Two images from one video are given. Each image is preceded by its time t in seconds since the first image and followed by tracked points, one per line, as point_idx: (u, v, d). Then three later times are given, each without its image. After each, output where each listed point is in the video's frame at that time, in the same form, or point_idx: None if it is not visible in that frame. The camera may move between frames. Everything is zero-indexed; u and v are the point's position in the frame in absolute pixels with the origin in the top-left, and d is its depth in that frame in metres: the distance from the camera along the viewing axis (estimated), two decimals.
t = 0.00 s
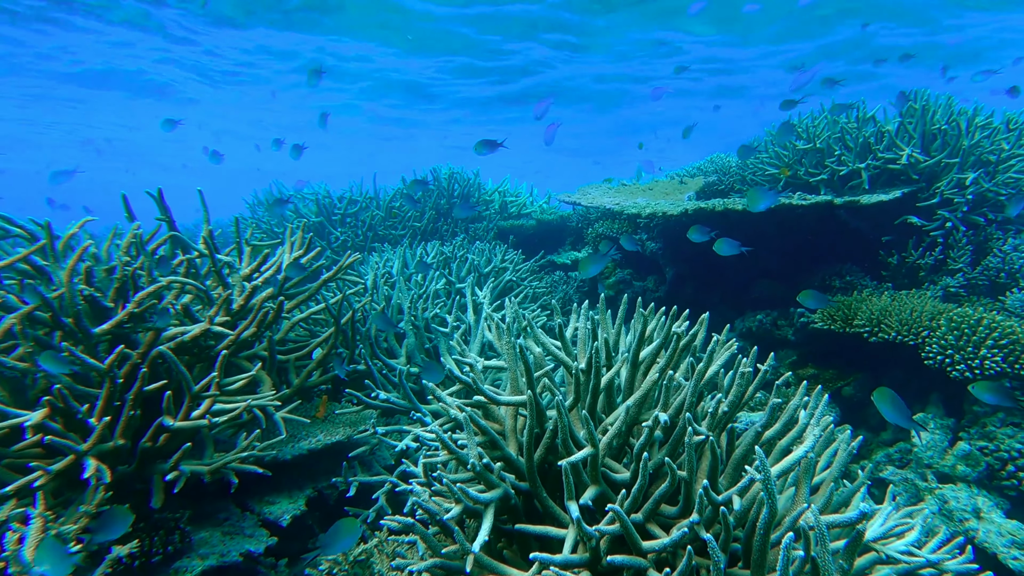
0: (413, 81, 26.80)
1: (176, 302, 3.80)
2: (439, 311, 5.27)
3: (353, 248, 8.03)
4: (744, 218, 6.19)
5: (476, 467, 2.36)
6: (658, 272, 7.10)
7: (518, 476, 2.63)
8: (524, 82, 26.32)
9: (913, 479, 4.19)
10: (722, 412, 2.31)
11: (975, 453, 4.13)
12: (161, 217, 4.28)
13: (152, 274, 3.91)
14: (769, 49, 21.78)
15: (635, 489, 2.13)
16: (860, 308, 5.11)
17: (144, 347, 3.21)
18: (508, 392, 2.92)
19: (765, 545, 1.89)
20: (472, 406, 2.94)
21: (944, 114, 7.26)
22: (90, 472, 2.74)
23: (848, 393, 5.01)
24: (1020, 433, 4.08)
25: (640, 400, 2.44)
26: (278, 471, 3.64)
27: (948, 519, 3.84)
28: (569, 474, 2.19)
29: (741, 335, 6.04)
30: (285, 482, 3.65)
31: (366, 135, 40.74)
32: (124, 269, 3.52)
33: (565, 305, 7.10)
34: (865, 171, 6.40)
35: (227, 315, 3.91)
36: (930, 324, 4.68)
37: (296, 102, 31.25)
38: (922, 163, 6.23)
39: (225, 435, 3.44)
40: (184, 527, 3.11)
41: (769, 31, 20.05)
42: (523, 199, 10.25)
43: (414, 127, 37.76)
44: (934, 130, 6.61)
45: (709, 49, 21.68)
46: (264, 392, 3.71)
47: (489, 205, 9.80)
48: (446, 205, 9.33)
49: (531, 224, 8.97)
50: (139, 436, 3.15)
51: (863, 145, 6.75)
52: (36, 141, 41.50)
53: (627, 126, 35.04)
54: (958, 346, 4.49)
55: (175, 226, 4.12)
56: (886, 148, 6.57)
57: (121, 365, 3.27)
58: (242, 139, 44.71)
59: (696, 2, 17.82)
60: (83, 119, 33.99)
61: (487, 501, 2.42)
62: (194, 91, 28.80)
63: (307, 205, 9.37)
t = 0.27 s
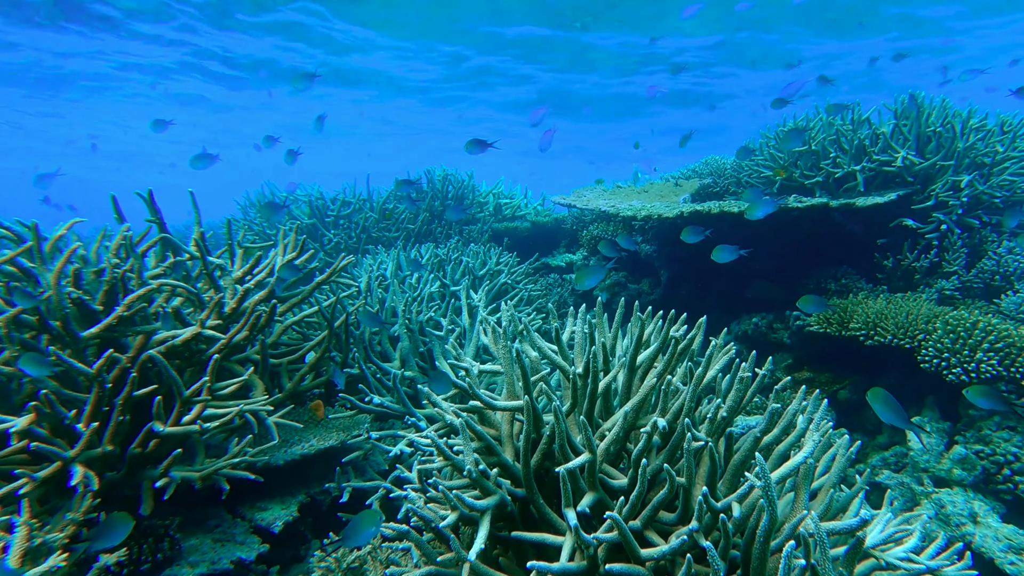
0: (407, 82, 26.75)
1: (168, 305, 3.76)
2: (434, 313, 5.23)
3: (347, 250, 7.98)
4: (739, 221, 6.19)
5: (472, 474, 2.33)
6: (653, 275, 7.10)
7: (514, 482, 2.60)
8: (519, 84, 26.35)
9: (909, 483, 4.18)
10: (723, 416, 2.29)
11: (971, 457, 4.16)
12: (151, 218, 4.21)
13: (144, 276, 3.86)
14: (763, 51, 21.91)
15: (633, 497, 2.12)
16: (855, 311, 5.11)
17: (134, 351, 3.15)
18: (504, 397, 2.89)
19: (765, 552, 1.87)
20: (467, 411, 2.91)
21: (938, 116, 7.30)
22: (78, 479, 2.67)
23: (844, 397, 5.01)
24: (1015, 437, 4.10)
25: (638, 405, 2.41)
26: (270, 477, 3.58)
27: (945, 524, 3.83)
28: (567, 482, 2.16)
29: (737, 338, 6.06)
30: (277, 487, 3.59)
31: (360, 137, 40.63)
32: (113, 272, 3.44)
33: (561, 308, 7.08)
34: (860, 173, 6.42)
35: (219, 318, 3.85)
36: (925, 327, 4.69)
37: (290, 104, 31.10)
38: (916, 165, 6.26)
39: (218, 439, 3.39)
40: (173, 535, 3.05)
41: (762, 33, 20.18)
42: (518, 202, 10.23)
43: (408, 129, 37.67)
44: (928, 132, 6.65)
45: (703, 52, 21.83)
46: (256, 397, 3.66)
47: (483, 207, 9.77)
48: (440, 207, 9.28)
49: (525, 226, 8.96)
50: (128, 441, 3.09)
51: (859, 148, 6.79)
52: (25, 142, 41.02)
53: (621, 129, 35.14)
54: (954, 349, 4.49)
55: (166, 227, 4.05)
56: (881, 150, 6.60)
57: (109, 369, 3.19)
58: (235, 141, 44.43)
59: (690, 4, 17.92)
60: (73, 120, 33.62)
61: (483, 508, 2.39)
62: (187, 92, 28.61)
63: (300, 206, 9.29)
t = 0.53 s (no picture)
0: (404, 83, 26.69)
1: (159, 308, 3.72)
2: (428, 317, 5.21)
3: (341, 253, 7.94)
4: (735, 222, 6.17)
5: (469, 481, 2.29)
6: (648, 277, 7.09)
7: (511, 489, 2.58)
8: (516, 85, 26.33)
9: (905, 487, 4.21)
10: (722, 422, 2.27)
11: (966, 461, 4.17)
12: (142, 220, 4.16)
13: (135, 279, 3.82)
14: (760, 52, 21.95)
15: (632, 504, 2.09)
16: (852, 315, 5.11)
17: (124, 356, 3.10)
18: (501, 402, 2.86)
19: (766, 560, 1.85)
20: (463, 416, 2.88)
21: (934, 119, 7.30)
22: (66, 487, 2.62)
23: (839, 400, 5.00)
24: (1011, 442, 4.09)
25: (636, 411, 2.38)
26: (263, 483, 3.57)
27: (942, 529, 3.85)
28: (565, 488, 2.13)
29: (732, 341, 6.06)
30: (270, 493, 3.57)
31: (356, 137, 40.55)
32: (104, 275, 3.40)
33: (556, 310, 7.06)
34: (856, 176, 6.42)
35: (211, 322, 3.81)
36: (921, 331, 4.67)
37: (286, 105, 31.02)
38: (912, 168, 6.26)
39: (211, 444, 3.37)
40: (164, 543, 3.02)
41: (760, 35, 20.20)
42: (512, 203, 10.21)
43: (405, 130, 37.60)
44: (924, 134, 6.64)
45: (701, 54, 21.85)
46: (249, 403, 3.63)
47: (478, 209, 9.74)
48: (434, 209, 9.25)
49: (519, 228, 8.96)
50: (118, 448, 3.04)
51: (854, 150, 6.78)
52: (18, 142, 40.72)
53: (618, 130, 35.16)
54: (950, 353, 4.47)
55: (157, 230, 4.00)
56: (877, 153, 6.59)
57: (99, 374, 3.14)
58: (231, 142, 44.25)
59: (687, 6, 17.93)
60: (67, 120, 33.40)
61: (480, 515, 2.36)
62: (183, 94, 28.48)
63: (293, 208, 9.24)
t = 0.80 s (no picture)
0: (400, 85, 26.64)
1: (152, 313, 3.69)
2: (424, 320, 5.19)
3: (336, 255, 7.90)
4: (732, 226, 6.15)
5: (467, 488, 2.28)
6: (644, 280, 7.10)
7: (508, 495, 2.57)
8: (513, 87, 26.33)
9: (902, 492, 4.22)
10: (723, 428, 2.25)
11: (963, 465, 4.12)
12: (135, 223, 4.14)
13: (127, 282, 3.77)
14: (756, 55, 22.03)
15: (631, 511, 2.07)
16: (849, 318, 5.12)
17: (116, 360, 3.06)
18: (498, 407, 2.85)
19: (767, 569, 1.83)
20: (461, 422, 2.86)
21: (929, 122, 7.31)
22: (55, 496, 2.58)
23: (836, 403, 5.01)
24: (1009, 446, 4.05)
25: (634, 415, 2.37)
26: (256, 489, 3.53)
27: (940, 535, 3.84)
28: (563, 495, 2.11)
29: (729, 344, 6.05)
30: (264, 498, 3.53)
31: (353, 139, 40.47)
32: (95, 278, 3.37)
33: (552, 313, 7.04)
34: (851, 179, 6.43)
35: (204, 326, 3.80)
36: (919, 334, 4.65)
37: (282, 107, 30.92)
38: (908, 171, 6.23)
39: (205, 450, 3.34)
40: (155, 551, 2.98)
41: (756, 37, 20.27)
42: (507, 205, 10.20)
43: (401, 132, 37.54)
44: (920, 137, 6.64)
45: (697, 56, 21.90)
46: (242, 408, 3.60)
47: (473, 210, 9.73)
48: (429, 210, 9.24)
49: (515, 230, 8.96)
50: (109, 455, 2.99)
51: (850, 153, 6.79)
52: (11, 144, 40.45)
53: (614, 132, 35.22)
54: (947, 356, 4.44)
55: (149, 233, 3.98)
56: (873, 156, 6.59)
57: (90, 380, 3.10)
58: (226, 143, 44.11)
59: (684, 8, 17.97)
60: (61, 122, 33.21)
61: (477, 523, 2.35)
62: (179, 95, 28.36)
63: (287, 209, 9.21)
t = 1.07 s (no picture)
0: (396, 86, 26.57)
1: (142, 317, 3.64)
2: (418, 324, 5.16)
3: (329, 258, 7.83)
4: (728, 229, 6.12)
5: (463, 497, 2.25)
6: (639, 282, 7.07)
7: (505, 503, 2.54)
8: (509, 89, 26.31)
9: (899, 497, 4.19)
10: (721, 434, 2.23)
11: (961, 471, 4.16)
12: (126, 227, 4.09)
13: (117, 287, 3.72)
14: (751, 58, 22.08)
15: (630, 519, 2.05)
16: (846, 321, 5.12)
17: (106, 367, 3.01)
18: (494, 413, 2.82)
19: None
20: (456, 428, 2.83)
21: (924, 125, 7.32)
22: (42, 505, 2.52)
23: (832, 407, 4.99)
24: (1005, 451, 4.13)
25: (632, 422, 2.35)
26: (247, 496, 3.48)
27: (939, 541, 3.76)
28: (562, 504, 2.08)
29: (724, 348, 6.02)
30: (254, 506, 3.49)
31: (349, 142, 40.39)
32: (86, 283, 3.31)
33: (547, 316, 7.01)
34: (847, 182, 6.43)
35: (196, 331, 3.78)
36: (916, 338, 4.64)
37: (278, 108, 30.80)
38: (903, 175, 6.22)
39: (195, 456, 3.30)
40: (144, 561, 2.94)
41: (751, 40, 20.32)
42: (502, 207, 10.16)
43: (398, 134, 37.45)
44: (915, 141, 6.65)
45: (693, 58, 21.93)
46: (234, 414, 3.56)
47: (467, 212, 9.69)
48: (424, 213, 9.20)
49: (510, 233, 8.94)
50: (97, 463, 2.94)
51: (846, 157, 6.74)
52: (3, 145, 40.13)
53: (610, 134, 35.24)
54: (944, 361, 4.48)
55: (140, 236, 3.92)
56: (868, 159, 6.59)
57: (78, 387, 3.04)
58: (221, 144, 43.91)
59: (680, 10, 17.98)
60: (53, 123, 32.96)
61: (474, 532, 2.31)
62: (173, 97, 28.21)
63: (280, 211, 9.14)
